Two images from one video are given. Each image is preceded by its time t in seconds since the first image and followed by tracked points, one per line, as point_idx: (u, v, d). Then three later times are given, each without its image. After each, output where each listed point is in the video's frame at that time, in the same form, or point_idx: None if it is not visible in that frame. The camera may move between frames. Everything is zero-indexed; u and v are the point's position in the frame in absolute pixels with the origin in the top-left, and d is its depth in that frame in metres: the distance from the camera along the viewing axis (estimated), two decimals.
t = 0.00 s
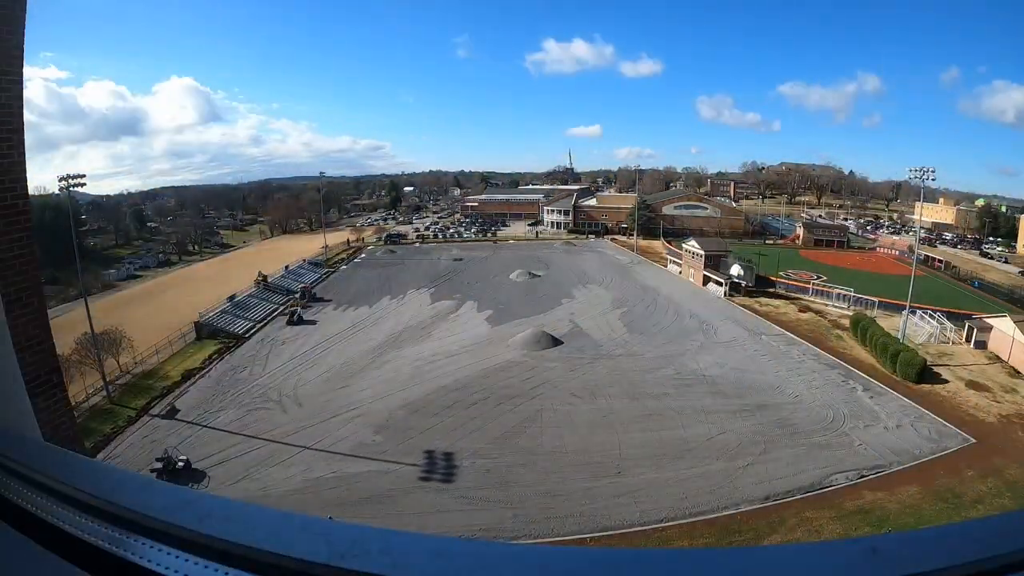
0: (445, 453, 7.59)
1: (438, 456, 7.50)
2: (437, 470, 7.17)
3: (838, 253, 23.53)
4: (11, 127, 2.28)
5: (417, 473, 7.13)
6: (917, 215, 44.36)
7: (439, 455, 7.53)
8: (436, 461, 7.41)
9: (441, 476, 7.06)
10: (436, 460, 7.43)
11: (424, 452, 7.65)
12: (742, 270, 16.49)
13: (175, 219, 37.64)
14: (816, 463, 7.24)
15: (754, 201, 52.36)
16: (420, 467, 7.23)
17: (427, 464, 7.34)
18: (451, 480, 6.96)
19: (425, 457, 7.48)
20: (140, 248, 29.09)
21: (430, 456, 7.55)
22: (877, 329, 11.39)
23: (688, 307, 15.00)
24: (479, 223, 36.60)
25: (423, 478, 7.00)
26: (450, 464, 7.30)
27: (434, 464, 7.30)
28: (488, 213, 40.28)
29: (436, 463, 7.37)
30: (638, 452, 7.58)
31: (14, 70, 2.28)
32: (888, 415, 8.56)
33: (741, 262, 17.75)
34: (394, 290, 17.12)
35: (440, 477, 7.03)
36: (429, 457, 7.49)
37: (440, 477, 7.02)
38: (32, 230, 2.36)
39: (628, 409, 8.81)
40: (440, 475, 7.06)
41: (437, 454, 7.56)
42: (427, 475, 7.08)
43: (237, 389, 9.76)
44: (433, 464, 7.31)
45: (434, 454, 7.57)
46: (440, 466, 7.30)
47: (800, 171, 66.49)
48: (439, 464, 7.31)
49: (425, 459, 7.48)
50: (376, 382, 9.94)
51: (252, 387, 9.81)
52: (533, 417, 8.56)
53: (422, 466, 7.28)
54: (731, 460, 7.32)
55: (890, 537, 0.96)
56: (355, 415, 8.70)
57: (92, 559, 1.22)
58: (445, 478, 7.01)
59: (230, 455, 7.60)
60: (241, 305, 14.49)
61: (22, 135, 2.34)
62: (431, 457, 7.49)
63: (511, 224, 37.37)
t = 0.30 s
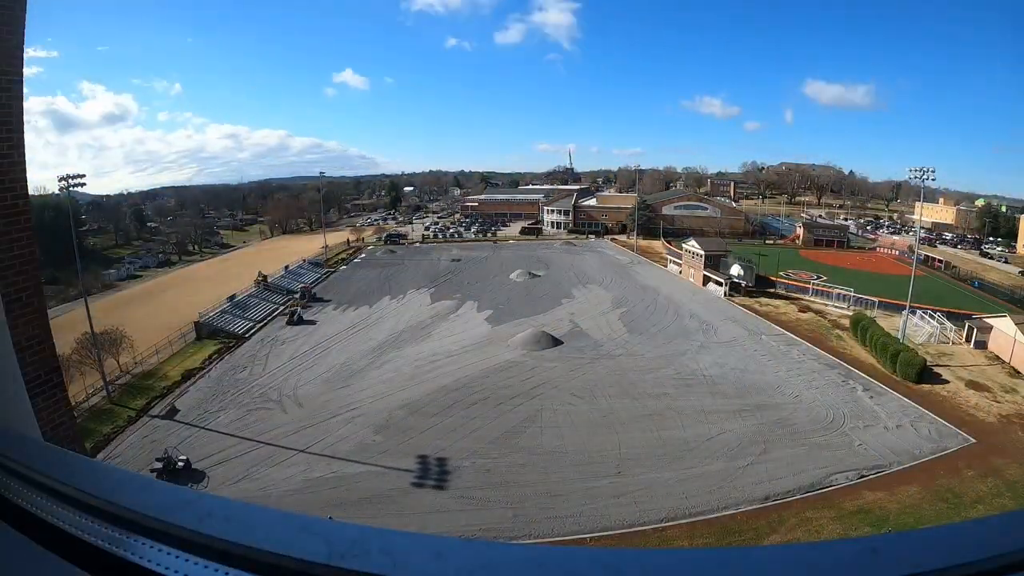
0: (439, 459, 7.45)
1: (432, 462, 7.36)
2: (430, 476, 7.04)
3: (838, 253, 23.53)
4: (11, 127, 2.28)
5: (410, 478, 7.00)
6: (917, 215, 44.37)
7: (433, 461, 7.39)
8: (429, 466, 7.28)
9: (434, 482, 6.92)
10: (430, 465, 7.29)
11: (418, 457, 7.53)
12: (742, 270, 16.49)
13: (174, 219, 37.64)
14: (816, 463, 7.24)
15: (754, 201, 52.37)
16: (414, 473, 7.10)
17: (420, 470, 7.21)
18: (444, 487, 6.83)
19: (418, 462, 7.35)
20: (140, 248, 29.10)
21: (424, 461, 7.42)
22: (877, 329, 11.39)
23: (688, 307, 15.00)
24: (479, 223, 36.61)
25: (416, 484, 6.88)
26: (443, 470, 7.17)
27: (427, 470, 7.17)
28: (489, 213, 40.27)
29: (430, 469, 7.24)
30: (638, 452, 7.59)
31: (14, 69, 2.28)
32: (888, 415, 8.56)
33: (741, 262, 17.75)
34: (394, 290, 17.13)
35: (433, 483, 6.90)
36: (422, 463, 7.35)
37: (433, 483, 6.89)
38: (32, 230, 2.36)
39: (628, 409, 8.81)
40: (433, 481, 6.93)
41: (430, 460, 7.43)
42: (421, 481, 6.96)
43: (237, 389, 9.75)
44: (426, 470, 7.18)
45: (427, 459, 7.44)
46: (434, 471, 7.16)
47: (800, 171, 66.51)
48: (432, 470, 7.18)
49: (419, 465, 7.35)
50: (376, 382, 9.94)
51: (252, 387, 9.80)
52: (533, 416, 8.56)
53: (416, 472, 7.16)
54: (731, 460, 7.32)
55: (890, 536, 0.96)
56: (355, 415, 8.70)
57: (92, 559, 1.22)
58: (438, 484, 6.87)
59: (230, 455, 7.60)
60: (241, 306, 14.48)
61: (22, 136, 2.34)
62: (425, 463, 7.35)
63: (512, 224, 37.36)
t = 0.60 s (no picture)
0: (432, 464, 7.33)
1: (425, 467, 7.24)
2: (424, 481, 6.93)
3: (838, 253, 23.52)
4: (11, 127, 2.28)
5: (408, 479, 6.98)
6: (917, 215, 44.39)
7: (426, 466, 7.27)
8: (422, 472, 7.15)
9: (427, 488, 6.81)
10: (423, 471, 7.17)
11: (412, 461, 7.42)
12: (742, 270, 16.49)
13: (174, 219, 37.64)
14: (816, 463, 7.24)
15: (754, 201, 52.38)
16: (407, 478, 6.98)
17: (414, 475, 7.09)
18: (438, 493, 6.71)
19: (412, 467, 7.23)
20: (140, 248, 29.09)
21: (417, 466, 7.29)
22: (876, 329, 11.39)
23: (688, 307, 15.00)
24: (479, 223, 36.60)
25: (410, 490, 6.76)
26: (437, 475, 7.06)
27: (421, 475, 7.06)
28: (489, 213, 40.29)
29: (423, 474, 7.11)
30: (637, 451, 7.59)
31: (14, 69, 2.28)
32: (888, 415, 8.55)
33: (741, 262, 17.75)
34: (394, 290, 17.13)
35: (426, 489, 6.79)
36: (416, 468, 7.23)
37: (426, 489, 6.77)
38: (32, 230, 2.36)
39: (628, 409, 8.80)
40: (427, 487, 6.82)
41: (424, 465, 7.30)
42: (414, 487, 6.84)
43: (237, 389, 9.75)
44: (420, 475, 7.07)
45: (421, 464, 7.32)
46: (428, 477, 7.05)
47: (800, 171, 66.51)
48: (425, 476, 7.06)
49: (412, 470, 7.23)
50: (376, 382, 9.94)
51: (252, 387, 9.81)
52: (533, 416, 8.56)
53: (409, 477, 7.04)
54: (731, 460, 7.32)
55: (890, 537, 0.96)
56: (355, 415, 8.70)
57: (92, 559, 1.22)
58: (431, 490, 6.75)
59: (230, 454, 7.60)
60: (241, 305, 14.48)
61: (22, 136, 2.34)
62: (418, 468, 7.23)
63: (512, 224, 37.34)
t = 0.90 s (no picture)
0: (426, 470, 7.21)
1: (419, 473, 7.11)
2: (417, 488, 6.80)
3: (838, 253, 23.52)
4: (11, 126, 2.28)
5: (407, 480, 6.96)
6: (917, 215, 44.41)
7: (420, 472, 7.15)
8: (416, 478, 7.03)
9: (421, 495, 6.68)
10: (416, 477, 7.05)
11: (406, 466, 7.30)
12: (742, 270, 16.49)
13: (174, 219, 37.61)
14: (816, 463, 7.24)
15: (754, 201, 52.36)
16: (400, 484, 6.87)
17: (407, 482, 6.96)
18: (431, 500, 6.59)
19: (405, 473, 7.10)
20: (140, 248, 29.08)
21: (411, 472, 7.17)
22: (876, 329, 11.38)
23: (688, 307, 14.99)
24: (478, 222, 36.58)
25: (402, 496, 6.64)
26: (430, 482, 6.93)
27: (414, 481, 6.93)
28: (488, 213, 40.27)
29: (416, 480, 6.99)
30: (637, 451, 7.59)
31: (13, 69, 2.28)
32: (888, 415, 8.55)
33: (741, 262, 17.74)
34: (394, 290, 17.12)
35: (419, 496, 6.66)
36: (409, 474, 7.11)
37: (419, 496, 6.64)
38: (32, 230, 2.36)
39: (628, 409, 8.80)
40: (420, 493, 6.70)
41: (417, 470, 7.18)
42: (406, 493, 6.72)
43: (237, 389, 9.75)
44: (413, 481, 6.95)
45: (414, 470, 7.19)
46: (421, 483, 6.92)
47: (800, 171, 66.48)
48: (419, 482, 6.93)
49: (405, 475, 7.11)
50: (376, 382, 9.93)
51: (252, 387, 9.80)
52: (533, 416, 8.55)
53: (402, 483, 6.92)
54: (731, 460, 7.32)
55: (891, 538, 0.96)
56: (355, 415, 8.69)
57: (92, 559, 1.21)
58: (424, 497, 6.62)
59: (230, 455, 7.60)
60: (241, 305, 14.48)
61: (23, 136, 2.34)
62: (412, 473, 7.11)
63: (512, 224, 37.32)
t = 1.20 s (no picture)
0: (419, 476, 7.08)
1: (412, 478, 6.99)
2: (411, 494, 6.67)
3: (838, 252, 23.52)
4: (12, 127, 2.29)
5: (407, 479, 6.98)
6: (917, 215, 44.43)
7: (413, 478, 7.02)
8: (409, 484, 6.89)
9: (413, 501, 6.54)
10: (410, 483, 6.92)
11: (399, 472, 7.17)
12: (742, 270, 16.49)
13: (173, 219, 37.61)
14: (816, 463, 7.24)
15: (754, 201, 52.39)
16: (393, 491, 6.74)
17: (400, 488, 6.84)
18: (424, 506, 6.46)
19: (398, 479, 6.98)
20: (140, 248, 29.09)
21: (404, 478, 7.04)
22: (876, 329, 11.39)
23: (688, 307, 14.99)
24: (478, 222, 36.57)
25: (395, 502, 6.51)
26: (424, 488, 6.80)
27: (407, 487, 6.80)
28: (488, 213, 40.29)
29: (410, 486, 6.87)
30: (637, 451, 7.60)
31: (14, 70, 2.28)
32: (888, 415, 8.55)
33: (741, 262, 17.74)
34: (394, 290, 17.12)
35: (412, 502, 6.52)
36: (402, 480, 6.98)
37: (412, 502, 6.51)
38: (32, 230, 2.36)
39: (627, 409, 8.80)
40: (413, 500, 6.56)
41: (411, 476, 7.05)
42: (399, 499, 6.59)
43: (237, 389, 9.75)
44: (406, 487, 6.82)
45: (408, 476, 7.06)
46: (414, 490, 6.78)
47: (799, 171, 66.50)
48: (412, 488, 6.81)
49: (398, 481, 6.98)
50: (376, 382, 9.93)
51: (252, 387, 9.80)
52: (532, 416, 8.55)
53: (395, 490, 6.80)
54: (731, 460, 7.32)
55: (890, 537, 0.96)
56: (355, 415, 8.69)
57: (92, 560, 1.21)
58: (418, 504, 6.50)
59: (230, 454, 7.60)
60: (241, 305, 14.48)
61: (23, 136, 2.35)
62: (405, 480, 6.98)
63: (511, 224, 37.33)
